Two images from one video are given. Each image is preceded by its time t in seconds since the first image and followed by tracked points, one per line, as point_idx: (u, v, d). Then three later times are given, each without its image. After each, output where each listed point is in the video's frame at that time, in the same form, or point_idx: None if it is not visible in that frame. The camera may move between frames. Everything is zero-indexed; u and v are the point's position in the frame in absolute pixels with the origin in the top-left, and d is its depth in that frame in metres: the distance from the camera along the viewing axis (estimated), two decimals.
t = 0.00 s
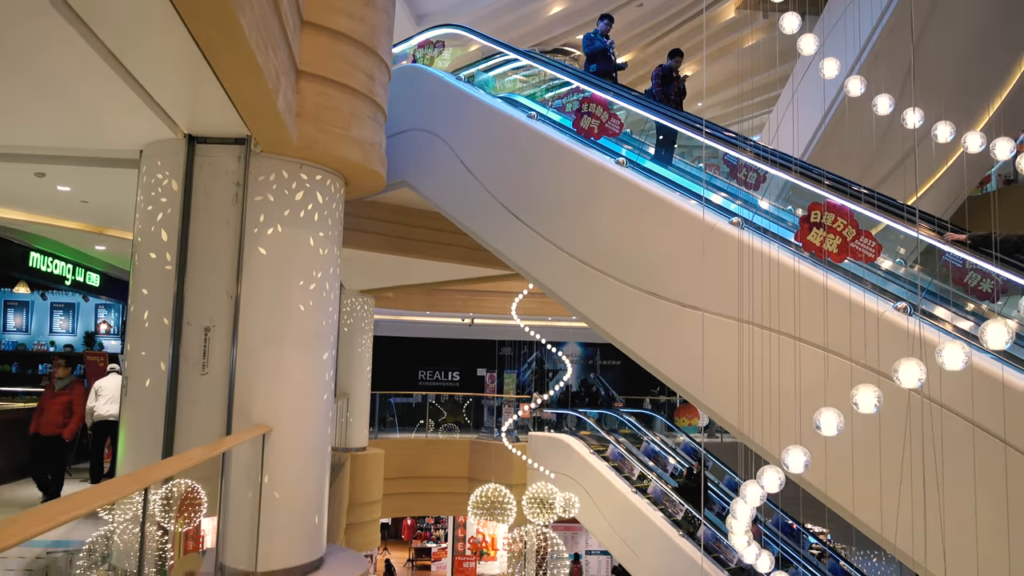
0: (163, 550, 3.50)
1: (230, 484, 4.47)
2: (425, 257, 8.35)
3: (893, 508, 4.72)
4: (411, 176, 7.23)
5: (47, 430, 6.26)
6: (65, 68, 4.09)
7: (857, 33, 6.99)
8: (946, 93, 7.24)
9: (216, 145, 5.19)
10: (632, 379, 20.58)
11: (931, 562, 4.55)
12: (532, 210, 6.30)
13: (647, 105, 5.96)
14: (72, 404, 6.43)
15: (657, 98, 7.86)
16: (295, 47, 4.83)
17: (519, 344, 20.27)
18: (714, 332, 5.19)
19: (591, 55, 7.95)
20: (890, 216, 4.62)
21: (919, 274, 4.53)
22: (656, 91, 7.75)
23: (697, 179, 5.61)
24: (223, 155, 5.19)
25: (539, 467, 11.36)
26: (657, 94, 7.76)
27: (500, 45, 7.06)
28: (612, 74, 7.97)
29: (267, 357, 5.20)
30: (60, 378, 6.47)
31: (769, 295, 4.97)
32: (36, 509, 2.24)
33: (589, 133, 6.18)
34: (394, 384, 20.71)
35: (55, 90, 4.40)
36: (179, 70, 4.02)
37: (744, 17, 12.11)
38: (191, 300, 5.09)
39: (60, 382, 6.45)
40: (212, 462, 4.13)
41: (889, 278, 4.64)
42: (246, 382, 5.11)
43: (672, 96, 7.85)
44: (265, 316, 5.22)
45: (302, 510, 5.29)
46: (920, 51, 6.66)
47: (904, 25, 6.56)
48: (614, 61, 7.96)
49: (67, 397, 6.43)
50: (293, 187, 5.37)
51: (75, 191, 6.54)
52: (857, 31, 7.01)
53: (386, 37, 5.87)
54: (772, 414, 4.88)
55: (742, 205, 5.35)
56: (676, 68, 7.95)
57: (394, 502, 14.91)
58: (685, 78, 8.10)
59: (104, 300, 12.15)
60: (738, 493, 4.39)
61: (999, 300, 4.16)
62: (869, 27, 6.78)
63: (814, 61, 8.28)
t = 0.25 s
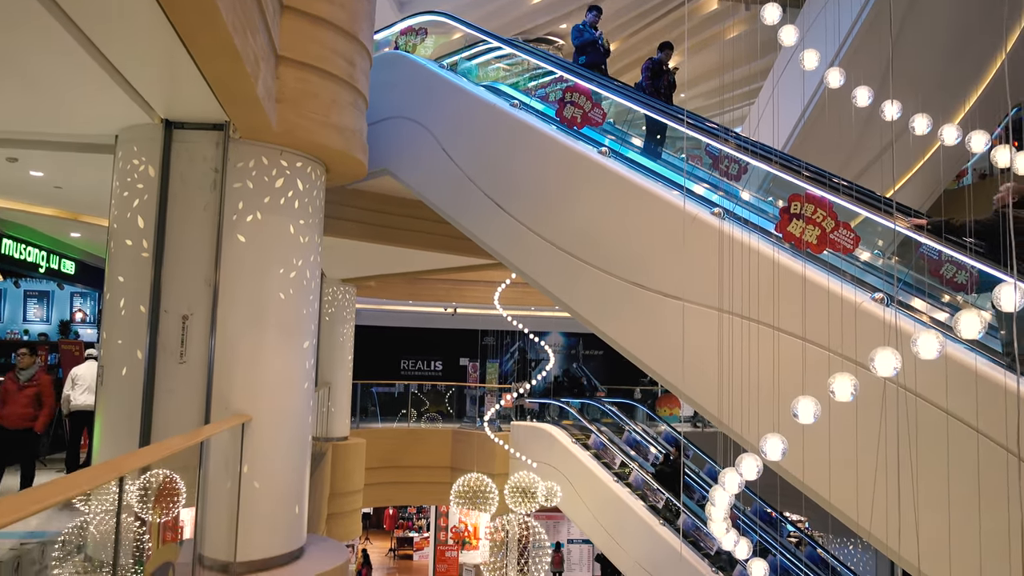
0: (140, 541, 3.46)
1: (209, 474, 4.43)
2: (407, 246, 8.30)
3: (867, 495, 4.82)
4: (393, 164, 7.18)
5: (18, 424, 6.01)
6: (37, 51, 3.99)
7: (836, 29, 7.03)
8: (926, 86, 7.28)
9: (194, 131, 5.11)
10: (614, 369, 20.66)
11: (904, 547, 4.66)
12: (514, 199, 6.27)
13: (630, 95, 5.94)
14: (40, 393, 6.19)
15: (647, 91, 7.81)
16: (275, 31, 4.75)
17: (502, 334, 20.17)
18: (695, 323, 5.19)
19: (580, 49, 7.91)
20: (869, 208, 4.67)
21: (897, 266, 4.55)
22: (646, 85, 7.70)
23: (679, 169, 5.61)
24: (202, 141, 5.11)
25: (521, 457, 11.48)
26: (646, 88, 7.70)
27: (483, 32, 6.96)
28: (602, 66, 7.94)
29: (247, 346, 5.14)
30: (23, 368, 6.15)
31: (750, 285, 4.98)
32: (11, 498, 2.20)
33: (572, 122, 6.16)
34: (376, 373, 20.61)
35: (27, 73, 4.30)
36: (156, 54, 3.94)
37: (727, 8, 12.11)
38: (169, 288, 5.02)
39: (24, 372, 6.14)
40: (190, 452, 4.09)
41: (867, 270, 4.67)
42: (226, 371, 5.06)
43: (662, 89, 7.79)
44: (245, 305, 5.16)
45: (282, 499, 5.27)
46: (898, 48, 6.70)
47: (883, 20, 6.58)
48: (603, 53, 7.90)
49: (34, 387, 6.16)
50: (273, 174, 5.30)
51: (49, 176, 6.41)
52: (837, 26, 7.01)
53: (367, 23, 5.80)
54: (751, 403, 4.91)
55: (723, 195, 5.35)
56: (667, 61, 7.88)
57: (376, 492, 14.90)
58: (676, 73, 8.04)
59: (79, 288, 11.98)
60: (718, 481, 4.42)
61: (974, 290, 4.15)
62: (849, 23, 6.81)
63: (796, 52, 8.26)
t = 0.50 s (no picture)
0: (119, 530, 3.44)
1: (189, 464, 4.40)
2: (389, 235, 8.27)
3: (844, 483, 4.86)
4: (375, 153, 7.15)
5: None
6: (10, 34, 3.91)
7: (818, 22, 7.08)
8: (906, 77, 7.35)
9: (172, 117, 5.02)
10: (596, 359, 20.72)
11: (880, 534, 4.74)
12: (497, 189, 6.26)
13: (613, 85, 5.96)
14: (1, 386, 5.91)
15: (637, 83, 7.75)
16: (254, 17, 4.70)
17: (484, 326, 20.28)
18: (676, 313, 5.23)
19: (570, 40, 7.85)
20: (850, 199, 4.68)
21: (876, 256, 4.59)
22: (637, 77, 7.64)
23: (661, 159, 5.59)
24: (179, 128, 5.03)
25: (502, 446, 11.47)
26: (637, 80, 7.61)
27: (466, 21, 6.92)
28: (590, 58, 7.92)
29: (227, 335, 5.11)
30: None
31: (732, 276, 5.00)
32: None
33: (554, 111, 6.12)
34: (358, 364, 20.47)
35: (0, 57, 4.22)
36: (133, 40, 3.89)
37: None
38: (147, 277, 4.96)
39: None
40: (170, 442, 4.06)
41: (847, 261, 4.69)
42: (205, 361, 5.02)
43: (651, 81, 7.71)
44: (225, 294, 5.12)
45: (264, 488, 5.25)
46: (880, 39, 6.76)
47: (865, 14, 6.64)
48: (591, 45, 7.88)
49: None
50: (252, 161, 5.26)
51: (23, 163, 6.30)
52: (818, 20, 7.09)
53: (348, 9, 5.75)
54: (731, 393, 4.92)
55: (705, 185, 5.34)
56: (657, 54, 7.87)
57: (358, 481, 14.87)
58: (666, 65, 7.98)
59: (55, 277, 11.92)
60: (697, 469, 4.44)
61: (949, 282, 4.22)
62: (830, 15, 6.86)
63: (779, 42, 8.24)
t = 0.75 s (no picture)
0: (100, 520, 3.40)
1: (170, 453, 4.38)
2: (370, 224, 8.26)
3: (825, 472, 4.90)
4: (359, 142, 7.15)
5: None
6: None
7: (801, 12, 7.10)
8: (887, 66, 7.39)
9: (151, 105, 4.97)
10: (579, 349, 20.77)
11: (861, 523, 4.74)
12: (481, 178, 6.26)
13: (596, 73, 5.96)
14: None
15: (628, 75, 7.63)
16: (234, 4, 4.67)
17: (466, 315, 19.84)
18: (658, 302, 5.25)
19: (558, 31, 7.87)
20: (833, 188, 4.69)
21: (858, 246, 4.64)
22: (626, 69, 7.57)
23: (644, 148, 5.63)
24: (159, 115, 4.98)
25: (485, 436, 11.52)
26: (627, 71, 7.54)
27: (448, 9, 6.92)
28: (579, 49, 7.91)
29: (208, 324, 5.09)
30: None
31: (714, 265, 5.03)
32: None
33: (538, 100, 6.13)
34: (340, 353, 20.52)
35: None
36: (112, 27, 3.85)
37: None
38: (128, 266, 4.91)
39: None
40: (150, 431, 4.04)
41: (830, 250, 4.72)
42: (186, 350, 5.00)
43: (641, 73, 7.63)
44: (206, 283, 5.10)
45: (245, 477, 5.23)
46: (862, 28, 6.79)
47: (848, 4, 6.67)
48: (580, 36, 7.86)
49: None
50: (233, 150, 5.24)
51: None
52: (801, 9, 7.10)
53: None
54: (712, 381, 4.98)
55: (688, 174, 5.39)
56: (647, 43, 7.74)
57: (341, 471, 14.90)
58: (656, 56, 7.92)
59: (36, 267, 11.89)
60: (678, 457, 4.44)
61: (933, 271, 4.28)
62: (813, 5, 6.88)
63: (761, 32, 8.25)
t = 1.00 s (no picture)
0: (81, 511, 3.32)
1: (152, 443, 4.35)
2: (352, 213, 8.23)
3: (807, 459, 4.94)
4: (341, 130, 7.10)
5: None
6: None
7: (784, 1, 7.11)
8: (868, 55, 7.43)
9: (131, 91, 4.87)
10: (564, 338, 20.78)
11: (842, 508, 4.82)
12: (464, 167, 6.23)
13: (580, 61, 5.94)
14: None
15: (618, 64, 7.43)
16: None
17: (451, 304, 20.08)
18: (641, 291, 5.26)
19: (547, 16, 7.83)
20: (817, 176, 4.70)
21: (841, 235, 4.66)
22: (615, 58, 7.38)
23: (628, 137, 5.62)
24: (138, 102, 4.89)
25: (470, 426, 11.55)
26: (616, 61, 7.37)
27: None
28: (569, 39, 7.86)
29: (190, 314, 5.06)
30: None
31: (697, 254, 5.05)
32: None
33: (521, 88, 6.11)
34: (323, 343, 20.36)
35: None
36: (91, 14, 3.80)
37: None
38: (108, 254, 4.84)
39: None
40: (133, 420, 4.01)
41: (814, 240, 4.74)
42: (167, 339, 4.96)
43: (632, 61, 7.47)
44: (187, 273, 5.06)
45: (228, 467, 5.20)
46: (845, 18, 6.80)
47: None
48: (570, 26, 7.82)
49: None
50: (214, 138, 5.19)
51: None
52: None
53: None
54: (693, 368, 4.99)
55: (673, 163, 5.38)
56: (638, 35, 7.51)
57: (325, 461, 14.86)
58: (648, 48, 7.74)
59: (14, 256, 11.72)
60: (660, 445, 4.45)
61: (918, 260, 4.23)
62: None
63: (745, 20, 8.22)
